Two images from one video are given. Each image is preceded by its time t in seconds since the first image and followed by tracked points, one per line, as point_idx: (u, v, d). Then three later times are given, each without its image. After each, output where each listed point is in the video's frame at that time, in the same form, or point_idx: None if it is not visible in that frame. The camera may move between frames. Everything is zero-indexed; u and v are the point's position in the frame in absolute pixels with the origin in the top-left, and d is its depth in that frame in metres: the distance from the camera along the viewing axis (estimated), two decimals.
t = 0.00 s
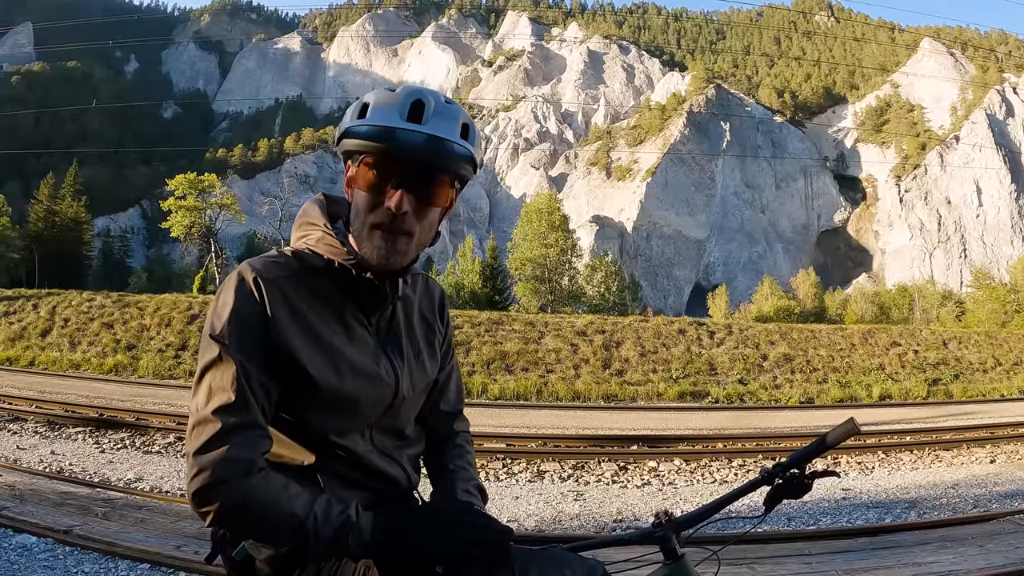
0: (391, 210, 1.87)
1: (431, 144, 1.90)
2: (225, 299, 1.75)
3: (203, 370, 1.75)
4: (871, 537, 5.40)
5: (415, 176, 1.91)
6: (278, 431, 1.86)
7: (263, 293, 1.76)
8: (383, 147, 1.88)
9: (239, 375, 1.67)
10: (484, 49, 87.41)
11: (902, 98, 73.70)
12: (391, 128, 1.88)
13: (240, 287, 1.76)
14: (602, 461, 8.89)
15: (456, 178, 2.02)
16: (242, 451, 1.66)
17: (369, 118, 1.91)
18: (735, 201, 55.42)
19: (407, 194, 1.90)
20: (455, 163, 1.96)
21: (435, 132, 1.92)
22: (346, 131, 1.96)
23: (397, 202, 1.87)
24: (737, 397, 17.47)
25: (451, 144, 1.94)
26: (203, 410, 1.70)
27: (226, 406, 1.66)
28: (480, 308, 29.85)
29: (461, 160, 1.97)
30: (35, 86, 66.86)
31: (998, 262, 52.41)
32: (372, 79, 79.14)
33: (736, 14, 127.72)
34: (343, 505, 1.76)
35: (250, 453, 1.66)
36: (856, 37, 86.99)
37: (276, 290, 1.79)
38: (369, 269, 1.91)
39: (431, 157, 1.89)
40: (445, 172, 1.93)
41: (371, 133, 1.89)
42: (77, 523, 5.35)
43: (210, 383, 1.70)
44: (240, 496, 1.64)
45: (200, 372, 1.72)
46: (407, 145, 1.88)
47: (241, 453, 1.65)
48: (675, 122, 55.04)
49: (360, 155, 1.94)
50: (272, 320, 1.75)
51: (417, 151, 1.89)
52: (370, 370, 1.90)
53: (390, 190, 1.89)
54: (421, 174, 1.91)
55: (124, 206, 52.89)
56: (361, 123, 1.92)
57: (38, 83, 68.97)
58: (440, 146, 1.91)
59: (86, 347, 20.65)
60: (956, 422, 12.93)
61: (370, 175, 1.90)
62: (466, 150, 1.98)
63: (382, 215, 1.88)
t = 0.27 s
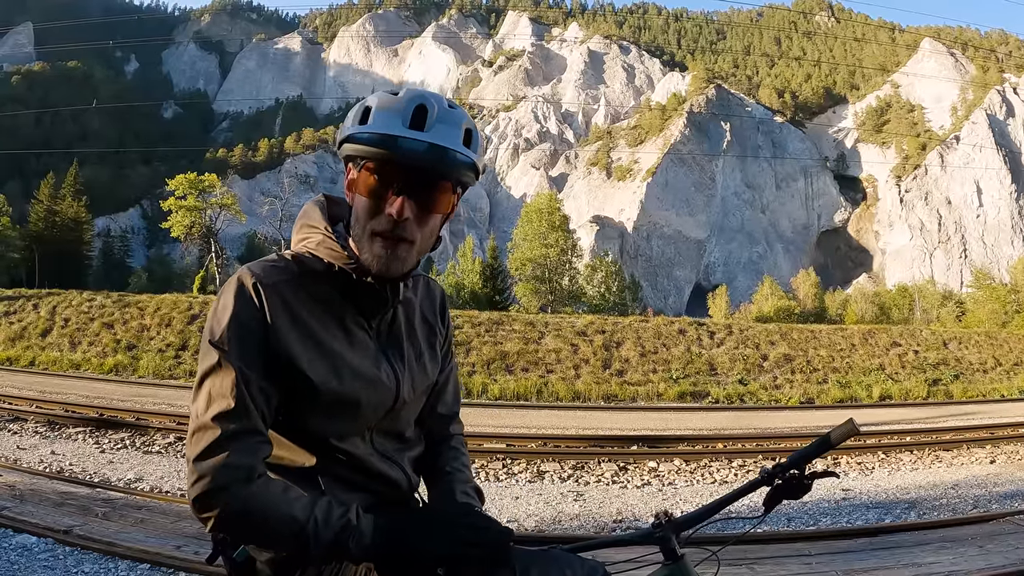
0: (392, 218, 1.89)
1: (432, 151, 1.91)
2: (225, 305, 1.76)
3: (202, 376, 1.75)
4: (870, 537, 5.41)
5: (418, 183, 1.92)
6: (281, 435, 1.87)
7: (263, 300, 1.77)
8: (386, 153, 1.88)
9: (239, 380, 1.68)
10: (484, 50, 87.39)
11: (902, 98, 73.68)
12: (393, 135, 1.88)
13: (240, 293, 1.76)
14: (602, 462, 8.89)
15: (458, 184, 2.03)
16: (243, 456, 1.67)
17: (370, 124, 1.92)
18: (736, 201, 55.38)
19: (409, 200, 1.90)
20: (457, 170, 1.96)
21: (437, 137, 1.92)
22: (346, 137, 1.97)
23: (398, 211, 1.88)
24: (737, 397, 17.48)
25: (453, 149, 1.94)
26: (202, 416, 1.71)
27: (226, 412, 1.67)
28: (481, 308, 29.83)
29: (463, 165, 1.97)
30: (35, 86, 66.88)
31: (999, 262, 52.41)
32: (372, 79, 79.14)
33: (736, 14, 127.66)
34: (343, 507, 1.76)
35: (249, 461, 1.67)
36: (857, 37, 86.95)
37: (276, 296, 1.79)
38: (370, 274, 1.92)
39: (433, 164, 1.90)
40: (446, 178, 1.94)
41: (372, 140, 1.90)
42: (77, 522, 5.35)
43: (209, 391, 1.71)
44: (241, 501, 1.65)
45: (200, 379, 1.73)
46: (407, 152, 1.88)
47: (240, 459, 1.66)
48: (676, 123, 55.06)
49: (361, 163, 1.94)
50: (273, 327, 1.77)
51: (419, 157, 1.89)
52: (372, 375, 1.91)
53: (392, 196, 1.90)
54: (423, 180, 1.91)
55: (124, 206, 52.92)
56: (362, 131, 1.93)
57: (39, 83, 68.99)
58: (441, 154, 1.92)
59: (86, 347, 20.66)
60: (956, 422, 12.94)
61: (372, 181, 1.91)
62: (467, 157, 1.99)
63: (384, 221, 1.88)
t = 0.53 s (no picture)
0: (396, 216, 1.89)
1: (436, 149, 1.91)
2: (228, 305, 1.76)
3: (205, 379, 1.75)
4: (872, 537, 5.40)
5: (421, 182, 1.92)
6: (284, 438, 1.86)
7: (265, 302, 1.77)
8: (388, 154, 1.89)
9: (242, 382, 1.68)
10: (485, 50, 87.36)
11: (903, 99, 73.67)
12: (397, 135, 1.87)
13: (242, 296, 1.76)
14: (602, 462, 8.88)
15: (460, 182, 2.03)
16: (246, 458, 1.67)
17: (373, 124, 1.90)
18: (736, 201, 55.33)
19: (413, 200, 1.90)
20: (459, 168, 1.96)
21: (441, 136, 1.92)
22: (348, 138, 1.97)
23: (401, 209, 1.89)
24: (738, 398, 17.51)
25: (455, 147, 1.94)
26: (206, 420, 1.71)
27: (229, 416, 1.67)
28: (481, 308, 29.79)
29: (465, 164, 1.97)
30: (36, 86, 66.89)
31: (999, 263, 52.43)
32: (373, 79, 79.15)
33: (737, 14, 127.67)
34: (346, 508, 1.76)
35: (252, 462, 1.67)
36: (857, 38, 86.93)
37: (279, 297, 1.79)
38: (376, 273, 1.92)
39: (435, 163, 1.90)
40: (450, 176, 1.94)
41: (375, 139, 1.89)
42: (77, 523, 5.34)
43: (212, 394, 1.71)
44: (244, 503, 1.65)
45: (203, 381, 1.73)
46: (411, 151, 1.87)
47: (243, 462, 1.66)
48: (676, 123, 55.07)
49: (362, 171, 1.93)
50: (278, 330, 1.76)
51: (421, 158, 1.89)
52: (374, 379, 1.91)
53: (398, 194, 1.91)
54: (424, 178, 1.91)
55: (125, 206, 52.94)
56: (365, 130, 1.93)
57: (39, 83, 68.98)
58: (444, 153, 1.91)
59: (87, 346, 20.66)
60: (957, 423, 12.95)
61: (375, 187, 1.89)
62: (469, 154, 1.99)
63: (388, 223, 1.89)
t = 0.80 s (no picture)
0: (403, 215, 1.90)
1: (441, 146, 1.91)
2: (232, 311, 1.76)
3: (210, 386, 1.76)
4: (873, 538, 5.39)
5: (424, 184, 1.93)
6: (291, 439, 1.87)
7: (271, 308, 1.77)
8: (392, 153, 1.88)
9: (247, 389, 1.68)
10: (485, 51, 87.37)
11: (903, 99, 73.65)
12: (402, 137, 1.87)
13: (247, 302, 1.77)
14: (603, 462, 8.87)
15: (464, 178, 2.03)
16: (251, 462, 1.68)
17: (377, 125, 1.89)
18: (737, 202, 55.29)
19: (420, 198, 1.92)
20: (464, 164, 1.97)
21: (445, 135, 1.92)
22: (351, 137, 1.97)
23: (410, 208, 1.90)
24: (738, 398, 17.52)
25: (459, 145, 1.94)
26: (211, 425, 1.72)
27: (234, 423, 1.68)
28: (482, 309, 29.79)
29: (469, 158, 1.97)
30: (37, 86, 66.91)
31: (999, 263, 52.44)
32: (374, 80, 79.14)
33: (737, 15, 127.72)
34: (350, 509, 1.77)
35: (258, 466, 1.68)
36: (858, 38, 86.96)
37: (284, 301, 1.80)
38: (381, 274, 1.94)
39: (440, 160, 1.91)
40: (454, 174, 1.95)
41: (379, 139, 1.89)
42: (79, 522, 5.34)
43: (217, 400, 1.72)
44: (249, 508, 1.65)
45: (209, 387, 1.75)
46: (416, 151, 1.87)
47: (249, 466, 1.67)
48: (677, 123, 55.08)
49: (366, 172, 1.93)
50: (284, 337, 1.77)
51: (426, 158, 1.88)
52: (379, 379, 1.92)
53: (404, 193, 1.91)
54: (428, 179, 1.92)
55: (126, 207, 52.96)
56: (368, 132, 1.92)
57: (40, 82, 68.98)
58: (450, 150, 1.92)
59: (88, 346, 20.65)
60: (957, 424, 12.95)
61: (380, 189, 1.89)
62: (474, 150, 1.98)
63: (395, 225, 1.90)
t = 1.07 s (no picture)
0: (405, 216, 1.90)
1: (436, 145, 1.90)
2: (230, 316, 1.79)
3: (207, 388, 1.77)
4: (872, 538, 5.39)
5: (420, 187, 1.92)
6: (289, 441, 1.89)
7: (268, 312, 1.80)
8: (385, 154, 1.87)
9: (244, 395, 1.69)
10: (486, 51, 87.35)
11: (904, 99, 73.64)
12: (396, 137, 1.85)
13: (243, 309, 1.79)
14: (603, 464, 8.86)
15: (460, 178, 2.03)
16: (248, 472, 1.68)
17: (370, 127, 1.89)
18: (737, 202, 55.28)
19: (421, 199, 1.93)
20: (461, 156, 1.96)
21: (440, 135, 1.91)
22: (345, 141, 1.96)
23: (410, 208, 1.90)
24: (738, 399, 17.56)
25: (457, 141, 1.94)
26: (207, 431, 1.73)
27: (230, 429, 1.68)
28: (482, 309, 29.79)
29: (465, 152, 1.97)
30: (37, 86, 66.92)
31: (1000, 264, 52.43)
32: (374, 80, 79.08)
33: (737, 15, 127.70)
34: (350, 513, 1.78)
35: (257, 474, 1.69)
36: (858, 39, 86.95)
37: (284, 305, 1.82)
38: (379, 278, 1.95)
39: (436, 158, 1.89)
40: (450, 173, 1.95)
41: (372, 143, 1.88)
42: (80, 522, 5.35)
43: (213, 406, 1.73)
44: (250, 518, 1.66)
45: (205, 391, 1.75)
46: (410, 152, 1.87)
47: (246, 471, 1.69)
48: (677, 123, 55.07)
49: (360, 174, 1.93)
50: (282, 341, 1.78)
51: (420, 158, 1.88)
52: (377, 381, 1.94)
53: (402, 197, 1.91)
54: (423, 181, 1.92)
55: (126, 207, 53.01)
56: (361, 132, 1.91)
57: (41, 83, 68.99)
58: (444, 147, 1.91)
59: (88, 347, 20.66)
60: (957, 425, 12.94)
61: (374, 191, 1.89)
62: (469, 146, 1.97)
63: (392, 229, 1.90)
